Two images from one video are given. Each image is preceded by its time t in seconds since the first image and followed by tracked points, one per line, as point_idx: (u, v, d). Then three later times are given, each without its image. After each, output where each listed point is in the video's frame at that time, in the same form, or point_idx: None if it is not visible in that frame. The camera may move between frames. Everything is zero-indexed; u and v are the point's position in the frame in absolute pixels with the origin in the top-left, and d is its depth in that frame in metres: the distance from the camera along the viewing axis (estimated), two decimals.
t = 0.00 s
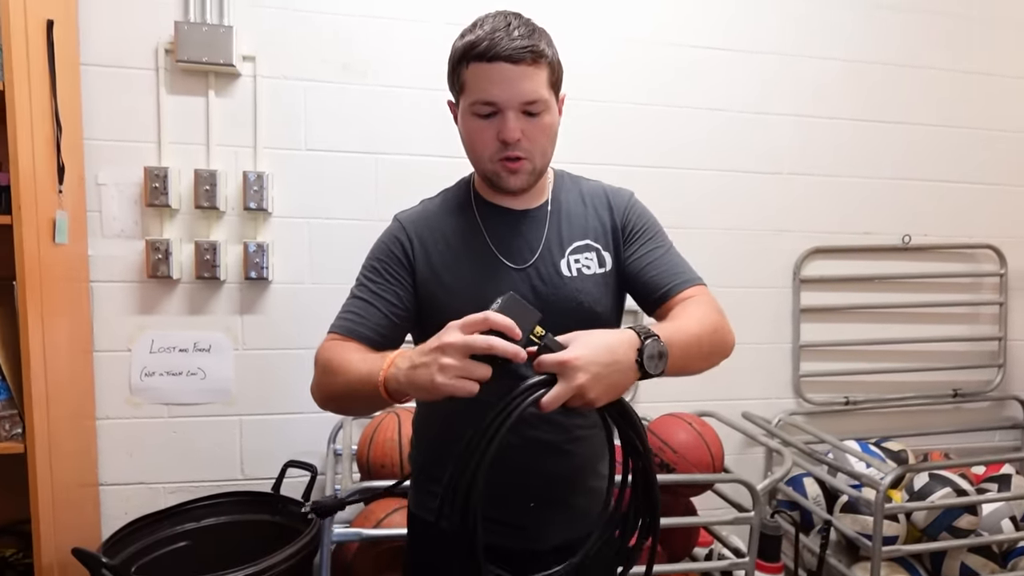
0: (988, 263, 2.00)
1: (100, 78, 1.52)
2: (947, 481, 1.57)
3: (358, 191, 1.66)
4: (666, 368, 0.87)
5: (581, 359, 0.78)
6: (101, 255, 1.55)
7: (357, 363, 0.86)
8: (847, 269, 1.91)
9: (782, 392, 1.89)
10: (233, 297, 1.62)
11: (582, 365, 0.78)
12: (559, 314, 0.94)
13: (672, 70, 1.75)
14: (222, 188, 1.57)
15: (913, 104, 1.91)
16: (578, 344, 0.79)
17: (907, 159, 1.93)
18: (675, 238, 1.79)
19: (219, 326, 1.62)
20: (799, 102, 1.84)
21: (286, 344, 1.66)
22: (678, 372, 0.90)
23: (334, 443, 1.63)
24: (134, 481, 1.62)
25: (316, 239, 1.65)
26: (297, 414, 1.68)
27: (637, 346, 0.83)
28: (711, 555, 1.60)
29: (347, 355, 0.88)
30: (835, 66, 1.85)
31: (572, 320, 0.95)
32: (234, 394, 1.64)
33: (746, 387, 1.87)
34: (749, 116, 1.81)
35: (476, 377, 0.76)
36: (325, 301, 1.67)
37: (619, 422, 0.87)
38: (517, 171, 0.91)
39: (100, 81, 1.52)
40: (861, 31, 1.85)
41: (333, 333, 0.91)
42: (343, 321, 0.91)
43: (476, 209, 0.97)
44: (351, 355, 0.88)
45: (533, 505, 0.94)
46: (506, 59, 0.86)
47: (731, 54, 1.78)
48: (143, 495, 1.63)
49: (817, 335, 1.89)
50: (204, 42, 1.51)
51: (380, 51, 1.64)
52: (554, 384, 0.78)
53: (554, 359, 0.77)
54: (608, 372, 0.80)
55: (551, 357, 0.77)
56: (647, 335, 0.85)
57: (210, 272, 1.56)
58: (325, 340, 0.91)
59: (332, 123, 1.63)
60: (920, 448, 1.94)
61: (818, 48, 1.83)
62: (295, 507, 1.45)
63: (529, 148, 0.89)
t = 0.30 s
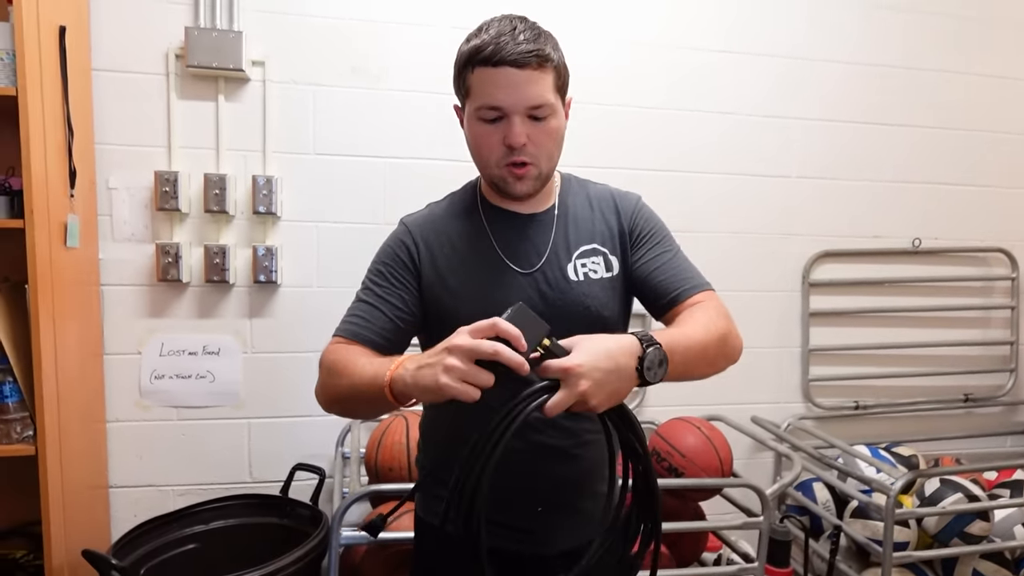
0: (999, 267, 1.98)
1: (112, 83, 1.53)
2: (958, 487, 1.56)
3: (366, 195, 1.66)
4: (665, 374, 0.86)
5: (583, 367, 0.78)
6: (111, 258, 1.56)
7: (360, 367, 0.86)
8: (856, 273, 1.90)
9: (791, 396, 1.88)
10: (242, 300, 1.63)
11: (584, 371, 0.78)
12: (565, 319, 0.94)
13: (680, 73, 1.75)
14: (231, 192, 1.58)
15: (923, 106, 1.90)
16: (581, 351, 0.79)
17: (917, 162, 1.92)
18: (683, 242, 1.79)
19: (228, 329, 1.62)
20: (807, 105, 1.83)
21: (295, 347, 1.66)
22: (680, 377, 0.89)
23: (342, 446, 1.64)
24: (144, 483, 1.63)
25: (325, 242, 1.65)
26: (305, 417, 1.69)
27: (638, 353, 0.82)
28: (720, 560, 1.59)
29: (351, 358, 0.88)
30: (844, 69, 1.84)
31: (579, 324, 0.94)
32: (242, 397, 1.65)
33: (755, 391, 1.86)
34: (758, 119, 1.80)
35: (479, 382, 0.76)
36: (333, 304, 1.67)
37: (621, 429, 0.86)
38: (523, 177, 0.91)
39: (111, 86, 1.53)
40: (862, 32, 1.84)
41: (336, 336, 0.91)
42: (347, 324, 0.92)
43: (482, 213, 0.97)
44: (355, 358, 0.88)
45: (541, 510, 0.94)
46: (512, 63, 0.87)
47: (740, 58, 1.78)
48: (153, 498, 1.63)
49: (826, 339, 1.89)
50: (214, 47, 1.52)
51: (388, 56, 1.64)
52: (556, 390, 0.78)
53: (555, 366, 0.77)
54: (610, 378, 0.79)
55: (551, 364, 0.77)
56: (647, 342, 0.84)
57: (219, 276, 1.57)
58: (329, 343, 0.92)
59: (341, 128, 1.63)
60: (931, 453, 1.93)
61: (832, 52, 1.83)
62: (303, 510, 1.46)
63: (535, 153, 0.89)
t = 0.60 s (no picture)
0: (1009, 269, 1.97)
1: (120, 86, 1.54)
2: (969, 490, 1.55)
3: (373, 197, 1.66)
4: (662, 361, 0.86)
5: (583, 353, 0.78)
6: (118, 260, 1.57)
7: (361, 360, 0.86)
8: (864, 275, 1.89)
9: (798, 399, 1.87)
10: (249, 302, 1.63)
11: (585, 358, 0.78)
12: (569, 318, 0.94)
13: (686, 75, 1.74)
14: (238, 194, 1.59)
15: (931, 108, 1.90)
16: (580, 339, 0.80)
17: (926, 163, 1.91)
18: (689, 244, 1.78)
19: (235, 331, 1.63)
20: (814, 106, 1.82)
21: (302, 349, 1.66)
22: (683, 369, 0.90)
23: (349, 448, 1.64)
24: (151, 485, 1.63)
25: (331, 245, 1.65)
26: (311, 419, 1.69)
27: (635, 341, 0.82)
28: (727, 563, 1.58)
29: (349, 348, 0.87)
30: (851, 70, 1.84)
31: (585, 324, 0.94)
32: (248, 398, 1.65)
33: (762, 394, 1.85)
34: (764, 121, 1.80)
35: (500, 388, 0.76)
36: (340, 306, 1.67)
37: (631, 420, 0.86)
38: (528, 181, 0.91)
39: (119, 89, 1.54)
40: (854, 32, 1.83)
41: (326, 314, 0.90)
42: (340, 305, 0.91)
43: (487, 213, 0.97)
44: (353, 348, 0.87)
45: (547, 513, 0.94)
46: (514, 67, 0.86)
47: (746, 59, 1.77)
48: (160, 499, 1.64)
49: (834, 341, 1.88)
50: (221, 49, 1.53)
51: (394, 59, 1.64)
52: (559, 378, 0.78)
53: (556, 354, 0.78)
54: (609, 365, 0.80)
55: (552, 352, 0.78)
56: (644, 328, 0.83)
57: (226, 278, 1.58)
58: (317, 320, 0.90)
59: (347, 130, 1.64)
60: (940, 457, 1.91)
61: (840, 53, 1.83)
62: (309, 513, 1.46)
63: (539, 156, 0.89)
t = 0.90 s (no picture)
0: (1016, 272, 1.96)
1: (126, 87, 1.55)
2: (975, 495, 1.54)
3: (377, 199, 1.66)
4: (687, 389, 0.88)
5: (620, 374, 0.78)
6: (123, 260, 1.57)
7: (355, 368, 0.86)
8: (870, 278, 1.88)
9: (803, 402, 1.86)
10: (252, 303, 1.63)
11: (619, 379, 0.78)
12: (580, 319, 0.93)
13: (692, 77, 1.74)
14: (243, 194, 1.59)
15: (938, 110, 1.89)
16: (621, 355, 0.79)
17: (932, 166, 1.90)
18: (694, 246, 1.78)
19: (239, 331, 1.63)
20: (820, 108, 1.82)
21: (306, 350, 1.66)
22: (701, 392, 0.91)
23: (352, 449, 1.64)
24: (155, 484, 1.63)
25: (336, 246, 1.65)
26: (315, 420, 1.69)
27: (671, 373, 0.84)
28: (731, 567, 1.58)
29: (348, 356, 0.87)
30: (857, 72, 1.83)
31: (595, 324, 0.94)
32: (252, 399, 1.65)
33: (766, 397, 1.85)
34: (769, 123, 1.79)
35: (473, 427, 0.74)
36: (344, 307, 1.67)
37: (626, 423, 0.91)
38: (535, 178, 0.90)
39: (125, 89, 1.55)
40: (863, 32, 1.82)
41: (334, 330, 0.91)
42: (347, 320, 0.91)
43: (495, 212, 0.97)
44: (352, 357, 0.87)
45: (552, 519, 0.92)
46: (518, 62, 0.86)
47: (752, 60, 1.76)
48: (164, 499, 1.64)
49: (839, 344, 1.87)
50: (227, 50, 1.53)
51: (399, 60, 1.64)
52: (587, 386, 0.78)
53: (594, 364, 0.77)
54: (639, 388, 0.80)
55: (591, 362, 0.77)
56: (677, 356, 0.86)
57: (230, 278, 1.58)
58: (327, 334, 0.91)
59: (351, 131, 1.64)
60: (945, 461, 1.90)
61: (846, 54, 1.82)
62: (312, 514, 1.46)
63: (546, 152, 0.89)
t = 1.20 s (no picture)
0: (1021, 275, 1.95)
1: (132, 84, 1.55)
2: (979, 497, 1.53)
3: (381, 198, 1.67)
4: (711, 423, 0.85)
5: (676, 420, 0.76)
6: (128, 257, 1.58)
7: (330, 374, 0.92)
8: (874, 279, 1.88)
9: (807, 403, 1.86)
10: (257, 300, 1.63)
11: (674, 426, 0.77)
12: (584, 324, 0.92)
13: (697, 77, 1.74)
14: (247, 192, 1.59)
15: (943, 111, 1.88)
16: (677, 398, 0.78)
17: (937, 168, 1.89)
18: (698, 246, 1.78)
19: (243, 329, 1.63)
20: (825, 109, 1.82)
21: (310, 348, 1.67)
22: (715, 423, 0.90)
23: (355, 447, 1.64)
24: (158, 481, 1.64)
25: (340, 244, 1.66)
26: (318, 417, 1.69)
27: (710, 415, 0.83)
28: (733, 567, 1.58)
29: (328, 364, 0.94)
30: (863, 73, 1.83)
31: (599, 328, 0.93)
32: (256, 397, 1.66)
33: (770, 398, 1.84)
34: (774, 123, 1.79)
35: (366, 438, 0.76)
36: (348, 306, 1.68)
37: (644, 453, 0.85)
38: (541, 177, 0.90)
39: (131, 86, 1.55)
40: (869, 32, 1.82)
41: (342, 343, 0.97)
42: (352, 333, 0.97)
43: (498, 214, 0.97)
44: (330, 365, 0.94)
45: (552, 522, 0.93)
46: (526, 59, 0.86)
47: (758, 61, 1.76)
48: (166, 496, 1.64)
49: (843, 346, 1.87)
50: (232, 49, 1.53)
51: (404, 59, 1.65)
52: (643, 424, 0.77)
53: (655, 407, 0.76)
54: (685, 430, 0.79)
55: (661, 404, 0.76)
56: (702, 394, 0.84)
57: (235, 276, 1.58)
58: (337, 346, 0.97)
59: (355, 130, 1.64)
60: (949, 463, 1.90)
61: (851, 55, 1.82)
62: (316, 511, 1.46)
63: (553, 150, 0.88)
